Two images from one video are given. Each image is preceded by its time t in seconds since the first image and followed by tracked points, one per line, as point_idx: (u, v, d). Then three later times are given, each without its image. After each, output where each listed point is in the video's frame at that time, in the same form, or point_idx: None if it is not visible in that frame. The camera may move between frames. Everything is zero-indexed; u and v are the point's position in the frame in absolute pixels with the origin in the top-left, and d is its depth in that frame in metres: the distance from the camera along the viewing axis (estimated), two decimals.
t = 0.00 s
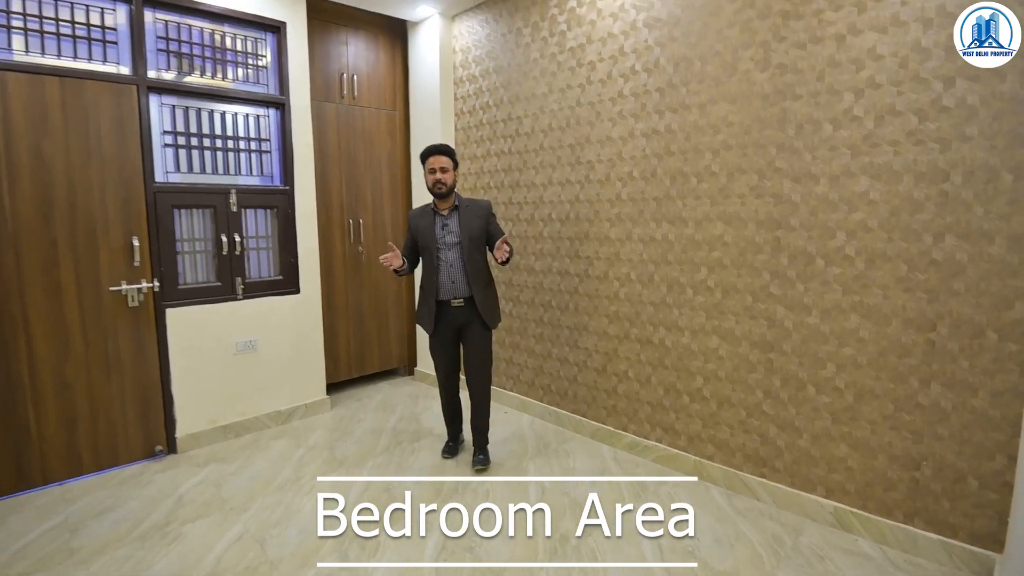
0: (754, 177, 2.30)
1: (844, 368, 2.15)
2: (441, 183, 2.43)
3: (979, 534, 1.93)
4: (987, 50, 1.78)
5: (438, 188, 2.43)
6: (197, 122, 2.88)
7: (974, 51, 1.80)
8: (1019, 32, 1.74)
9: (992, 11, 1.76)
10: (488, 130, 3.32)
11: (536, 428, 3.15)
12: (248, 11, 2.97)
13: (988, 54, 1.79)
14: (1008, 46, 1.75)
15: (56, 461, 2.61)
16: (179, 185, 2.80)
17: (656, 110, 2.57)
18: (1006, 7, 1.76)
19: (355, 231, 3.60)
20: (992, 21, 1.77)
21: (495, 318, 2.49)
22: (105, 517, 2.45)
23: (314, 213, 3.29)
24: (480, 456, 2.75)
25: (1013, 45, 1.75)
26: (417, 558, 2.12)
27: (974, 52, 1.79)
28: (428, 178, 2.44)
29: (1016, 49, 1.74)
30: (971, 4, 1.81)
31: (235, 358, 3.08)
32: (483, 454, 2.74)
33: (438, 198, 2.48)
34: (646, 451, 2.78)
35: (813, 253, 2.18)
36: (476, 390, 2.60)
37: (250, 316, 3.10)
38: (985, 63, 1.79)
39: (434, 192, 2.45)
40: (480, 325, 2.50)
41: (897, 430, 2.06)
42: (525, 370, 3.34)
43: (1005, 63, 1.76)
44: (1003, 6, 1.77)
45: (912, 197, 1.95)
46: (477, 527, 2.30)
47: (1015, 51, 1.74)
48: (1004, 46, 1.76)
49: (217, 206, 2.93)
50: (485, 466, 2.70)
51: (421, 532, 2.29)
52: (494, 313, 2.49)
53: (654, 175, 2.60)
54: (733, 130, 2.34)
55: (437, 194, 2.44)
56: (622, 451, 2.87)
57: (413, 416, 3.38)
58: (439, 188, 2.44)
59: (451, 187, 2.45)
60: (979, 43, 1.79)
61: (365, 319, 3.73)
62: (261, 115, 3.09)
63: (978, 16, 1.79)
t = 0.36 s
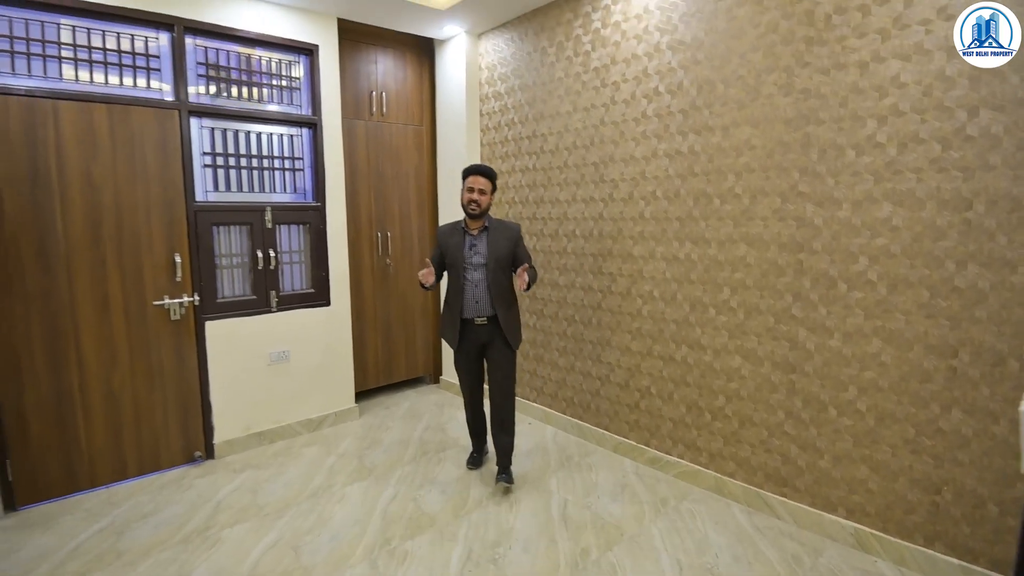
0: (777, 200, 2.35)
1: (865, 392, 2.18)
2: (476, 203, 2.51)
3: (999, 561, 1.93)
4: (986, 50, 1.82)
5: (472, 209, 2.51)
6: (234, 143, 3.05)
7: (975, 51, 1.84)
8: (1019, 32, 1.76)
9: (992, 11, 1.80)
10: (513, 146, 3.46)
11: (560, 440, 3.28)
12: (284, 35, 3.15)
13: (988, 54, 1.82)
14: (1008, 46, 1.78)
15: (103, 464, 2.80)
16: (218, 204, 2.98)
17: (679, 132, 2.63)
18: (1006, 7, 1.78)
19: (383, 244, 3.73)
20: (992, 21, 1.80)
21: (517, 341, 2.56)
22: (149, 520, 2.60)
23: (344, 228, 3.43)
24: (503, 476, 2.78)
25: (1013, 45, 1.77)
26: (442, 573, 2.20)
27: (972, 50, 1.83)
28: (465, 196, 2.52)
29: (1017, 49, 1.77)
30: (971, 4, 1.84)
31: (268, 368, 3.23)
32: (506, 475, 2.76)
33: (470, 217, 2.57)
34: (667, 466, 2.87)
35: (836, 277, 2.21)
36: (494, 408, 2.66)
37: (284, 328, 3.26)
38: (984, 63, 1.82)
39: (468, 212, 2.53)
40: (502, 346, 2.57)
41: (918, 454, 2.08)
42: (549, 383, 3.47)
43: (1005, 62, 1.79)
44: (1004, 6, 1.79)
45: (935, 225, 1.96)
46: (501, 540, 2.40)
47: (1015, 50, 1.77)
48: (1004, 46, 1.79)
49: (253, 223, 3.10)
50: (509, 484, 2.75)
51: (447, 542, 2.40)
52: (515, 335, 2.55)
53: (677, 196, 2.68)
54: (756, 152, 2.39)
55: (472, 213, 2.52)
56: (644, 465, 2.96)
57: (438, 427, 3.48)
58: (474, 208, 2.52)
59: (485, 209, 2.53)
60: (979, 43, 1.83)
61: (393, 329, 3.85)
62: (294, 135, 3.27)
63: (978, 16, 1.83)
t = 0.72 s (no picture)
0: (800, 219, 2.39)
1: (888, 410, 2.19)
2: (519, 217, 2.59)
3: None
4: (986, 50, 1.87)
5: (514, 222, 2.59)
6: (271, 159, 3.33)
7: (974, 51, 1.89)
8: (1019, 32, 1.80)
9: (992, 11, 1.84)
10: (539, 157, 3.63)
11: (583, 448, 3.40)
12: (320, 55, 3.40)
13: (988, 54, 1.87)
14: (1008, 46, 1.82)
15: (144, 455, 3.06)
16: (256, 219, 3.25)
17: (704, 148, 2.71)
18: (1006, 7, 1.82)
19: (412, 253, 3.97)
20: (992, 21, 1.85)
21: (545, 360, 2.62)
22: (191, 518, 2.81)
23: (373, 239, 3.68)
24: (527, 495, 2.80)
25: (1012, 45, 1.81)
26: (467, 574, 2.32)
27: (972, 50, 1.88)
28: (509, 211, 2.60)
29: (1016, 49, 1.81)
30: (972, 5, 1.88)
31: (303, 373, 3.51)
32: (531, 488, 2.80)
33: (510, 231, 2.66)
34: (689, 478, 2.94)
35: (859, 296, 2.23)
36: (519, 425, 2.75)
37: (317, 334, 3.52)
38: (984, 62, 1.87)
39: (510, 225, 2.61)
40: (530, 364, 2.64)
41: (940, 474, 2.09)
42: (572, 392, 3.60)
43: (1006, 62, 1.83)
44: (1004, 6, 1.83)
45: (959, 247, 1.97)
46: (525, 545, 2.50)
47: (1015, 51, 1.81)
48: (1005, 46, 1.83)
49: (288, 236, 3.37)
50: (533, 506, 2.75)
51: (469, 544, 2.53)
52: (544, 355, 2.62)
53: (701, 211, 2.75)
54: (780, 170, 2.43)
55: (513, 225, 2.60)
56: (667, 475, 3.04)
57: (463, 436, 3.64)
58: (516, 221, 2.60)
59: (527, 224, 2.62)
60: (980, 43, 1.87)
61: (420, 336, 4.07)
62: (328, 150, 3.53)
63: (978, 16, 1.87)
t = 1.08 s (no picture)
0: (831, 227, 2.46)
1: (918, 421, 2.24)
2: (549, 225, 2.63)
3: None
4: (986, 50, 1.98)
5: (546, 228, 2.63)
6: (305, 166, 3.48)
7: (974, 51, 2.00)
8: (1018, 32, 1.91)
9: (992, 11, 1.95)
10: (567, 163, 3.77)
11: (609, 452, 3.56)
12: (352, 64, 3.57)
13: (988, 54, 1.98)
14: (1008, 46, 1.93)
15: (186, 454, 3.24)
16: (291, 223, 3.42)
17: (733, 155, 2.83)
18: (1005, 8, 1.93)
19: (440, 256, 4.12)
20: (992, 21, 1.96)
21: (583, 365, 2.67)
22: (228, 511, 2.97)
23: (403, 244, 3.82)
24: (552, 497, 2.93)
25: (1012, 45, 1.92)
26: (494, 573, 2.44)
27: (973, 50, 1.99)
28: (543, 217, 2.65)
29: (1016, 49, 1.91)
30: (972, 6, 2.00)
31: (335, 372, 3.65)
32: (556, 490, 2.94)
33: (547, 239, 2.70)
34: (716, 484, 3.07)
35: (890, 306, 2.29)
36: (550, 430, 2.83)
37: (348, 334, 3.67)
38: (983, 61, 1.99)
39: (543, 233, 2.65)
40: (567, 369, 2.69)
41: (971, 486, 2.11)
42: (598, 397, 3.82)
43: (1006, 62, 1.93)
44: (1003, 7, 1.94)
45: (993, 258, 2.00)
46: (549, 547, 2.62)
47: (1015, 50, 1.92)
48: (1005, 46, 1.94)
49: (322, 240, 3.53)
50: (557, 509, 2.86)
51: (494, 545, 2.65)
52: (582, 360, 2.66)
53: (730, 218, 2.87)
54: (810, 179, 2.52)
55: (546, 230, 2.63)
56: (693, 481, 3.18)
57: (489, 437, 3.75)
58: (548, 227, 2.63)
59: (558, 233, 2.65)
60: (979, 43, 1.99)
61: (448, 340, 4.22)
62: (360, 157, 3.68)
63: (978, 16, 1.98)
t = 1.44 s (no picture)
0: (866, 232, 2.58)
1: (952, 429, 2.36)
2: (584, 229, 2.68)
3: None
4: (986, 49, 2.15)
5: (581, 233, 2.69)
6: (339, 171, 3.61)
7: (975, 51, 2.18)
8: (1018, 32, 2.07)
9: (991, 12, 2.12)
10: (597, 168, 3.97)
11: (637, 455, 3.81)
12: (386, 72, 3.69)
13: (988, 54, 2.15)
14: (1008, 46, 2.09)
15: (228, 447, 3.41)
16: (327, 226, 3.55)
17: (765, 160, 2.99)
18: (1004, 8, 2.10)
19: (470, 260, 4.24)
20: (992, 21, 2.12)
21: (614, 374, 2.70)
22: (266, 503, 3.10)
23: (433, 247, 3.95)
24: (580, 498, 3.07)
25: (1013, 45, 2.08)
26: (522, 571, 2.53)
27: (974, 50, 2.17)
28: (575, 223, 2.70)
29: (1016, 49, 2.08)
30: (973, 6, 2.17)
31: (367, 372, 3.77)
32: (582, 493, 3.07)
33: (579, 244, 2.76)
34: (747, 489, 3.27)
35: (926, 312, 2.41)
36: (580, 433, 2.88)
37: (381, 335, 3.79)
38: (982, 60, 2.17)
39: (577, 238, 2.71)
40: (597, 377, 2.73)
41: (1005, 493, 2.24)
42: (626, 401, 4.04)
43: (1006, 62, 2.11)
44: (1003, 7, 2.11)
45: None
46: (573, 547, 2.73)
47: (1015, 50, 2.08)
48: (1005, 46, 2.10)
49: (356, 243, 3.66)
50: (585, 509, 3.02)
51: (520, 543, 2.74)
52: (614, 369, 2.70)
53: (762, 223, 3.05)
54: (844, 183, 2.64)
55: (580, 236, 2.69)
56: (722, 485, 3.40)
57: (518, 436, 3.85)
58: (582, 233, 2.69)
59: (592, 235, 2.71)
60: (981, 43, 2.16)
61: (476, 343, 4.32)
62: (393, 162, 3.81)
63: (979, 16, 2.15)
